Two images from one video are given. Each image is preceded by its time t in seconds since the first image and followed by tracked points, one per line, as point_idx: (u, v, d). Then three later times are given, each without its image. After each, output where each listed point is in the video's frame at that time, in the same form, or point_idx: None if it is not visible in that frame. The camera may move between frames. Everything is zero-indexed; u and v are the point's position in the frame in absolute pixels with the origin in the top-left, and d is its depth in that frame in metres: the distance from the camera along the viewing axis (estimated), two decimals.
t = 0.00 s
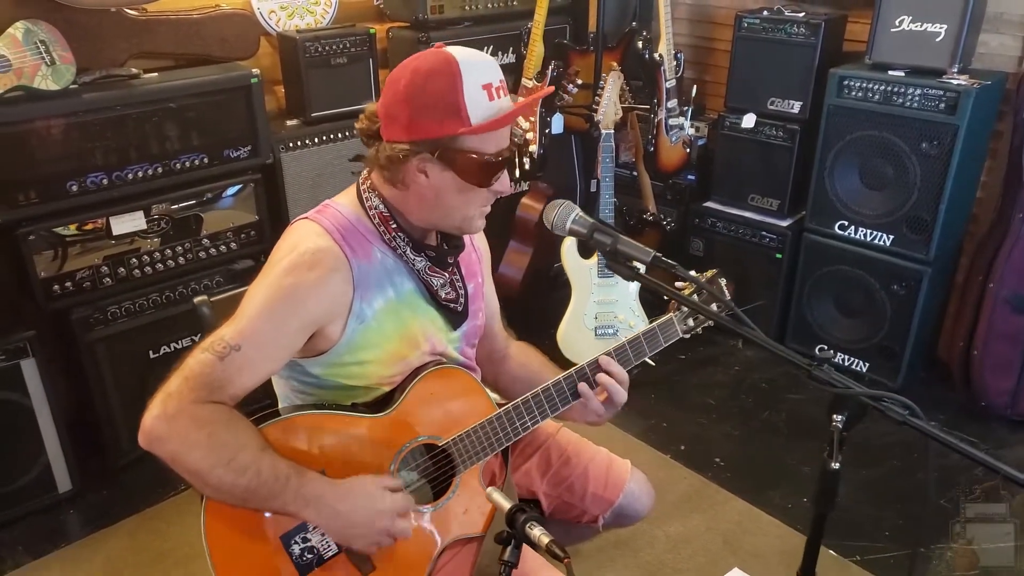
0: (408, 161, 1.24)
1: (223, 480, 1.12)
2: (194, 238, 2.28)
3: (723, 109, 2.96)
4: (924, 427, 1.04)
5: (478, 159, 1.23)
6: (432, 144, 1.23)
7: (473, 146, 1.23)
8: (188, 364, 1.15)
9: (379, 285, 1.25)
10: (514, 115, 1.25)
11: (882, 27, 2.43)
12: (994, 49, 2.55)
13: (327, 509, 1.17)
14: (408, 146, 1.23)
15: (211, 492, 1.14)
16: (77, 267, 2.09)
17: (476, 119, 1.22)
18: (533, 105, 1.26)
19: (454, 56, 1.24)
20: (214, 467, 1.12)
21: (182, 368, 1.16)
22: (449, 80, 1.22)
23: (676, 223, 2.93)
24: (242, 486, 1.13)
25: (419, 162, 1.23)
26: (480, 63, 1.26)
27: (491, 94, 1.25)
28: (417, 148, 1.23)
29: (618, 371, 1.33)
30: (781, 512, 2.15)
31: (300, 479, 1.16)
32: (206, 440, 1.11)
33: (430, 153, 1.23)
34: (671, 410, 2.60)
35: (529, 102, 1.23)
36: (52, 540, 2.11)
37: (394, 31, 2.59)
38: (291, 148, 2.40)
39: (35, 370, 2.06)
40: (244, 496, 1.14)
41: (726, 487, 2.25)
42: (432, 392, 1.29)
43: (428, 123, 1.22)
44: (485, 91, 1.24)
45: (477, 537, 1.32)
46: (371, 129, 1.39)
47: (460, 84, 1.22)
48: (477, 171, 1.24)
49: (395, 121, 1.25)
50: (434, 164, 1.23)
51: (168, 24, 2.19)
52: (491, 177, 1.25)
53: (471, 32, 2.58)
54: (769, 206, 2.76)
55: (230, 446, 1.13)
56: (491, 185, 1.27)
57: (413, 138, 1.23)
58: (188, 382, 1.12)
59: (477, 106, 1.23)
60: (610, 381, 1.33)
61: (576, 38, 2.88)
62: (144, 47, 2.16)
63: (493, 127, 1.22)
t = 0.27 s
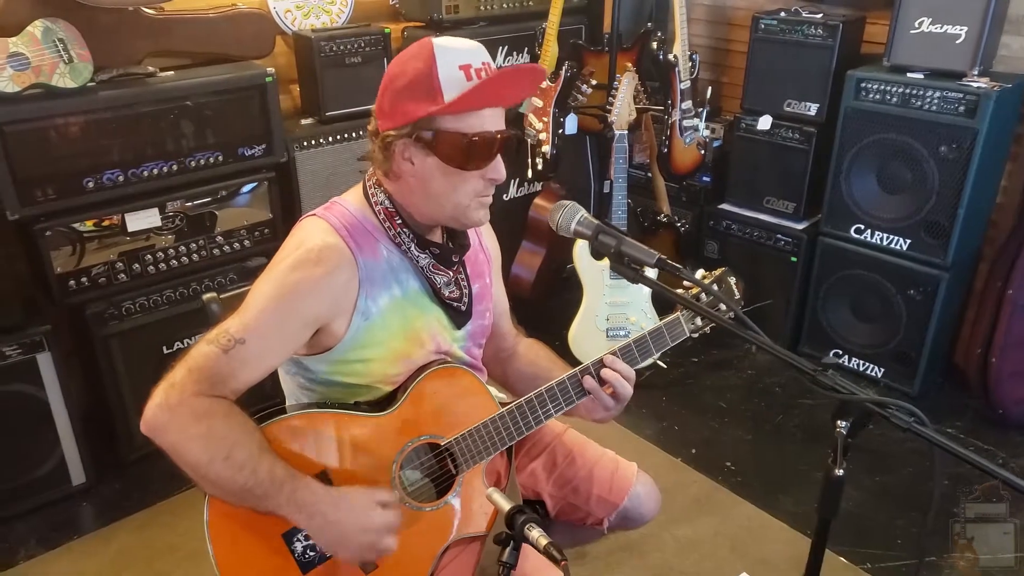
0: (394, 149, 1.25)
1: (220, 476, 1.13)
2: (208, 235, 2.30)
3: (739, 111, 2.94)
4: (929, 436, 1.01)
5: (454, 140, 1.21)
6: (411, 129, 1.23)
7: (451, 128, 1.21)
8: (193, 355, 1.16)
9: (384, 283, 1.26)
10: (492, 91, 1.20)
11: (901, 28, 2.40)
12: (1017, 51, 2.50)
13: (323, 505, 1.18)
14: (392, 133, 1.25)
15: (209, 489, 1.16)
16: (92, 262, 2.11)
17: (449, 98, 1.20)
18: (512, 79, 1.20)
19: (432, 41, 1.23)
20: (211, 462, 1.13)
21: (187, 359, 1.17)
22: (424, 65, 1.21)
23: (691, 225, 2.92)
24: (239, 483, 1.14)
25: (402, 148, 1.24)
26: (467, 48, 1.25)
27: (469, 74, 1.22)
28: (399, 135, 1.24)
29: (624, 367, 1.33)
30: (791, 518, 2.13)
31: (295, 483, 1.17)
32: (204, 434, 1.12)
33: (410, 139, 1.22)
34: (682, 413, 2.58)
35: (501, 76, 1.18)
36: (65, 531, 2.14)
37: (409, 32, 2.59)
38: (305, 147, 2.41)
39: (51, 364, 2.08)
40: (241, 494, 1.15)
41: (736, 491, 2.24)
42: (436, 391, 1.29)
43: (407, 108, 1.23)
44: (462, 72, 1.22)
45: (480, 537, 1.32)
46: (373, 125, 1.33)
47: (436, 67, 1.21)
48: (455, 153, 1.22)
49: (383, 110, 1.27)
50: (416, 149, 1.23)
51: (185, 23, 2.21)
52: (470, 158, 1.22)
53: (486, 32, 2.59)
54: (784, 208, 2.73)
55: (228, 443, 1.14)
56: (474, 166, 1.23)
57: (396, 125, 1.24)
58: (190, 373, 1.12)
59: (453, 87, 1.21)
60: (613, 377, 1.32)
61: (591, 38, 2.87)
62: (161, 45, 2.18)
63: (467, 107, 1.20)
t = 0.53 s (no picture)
0: (401, 149, 1.26)
1: (231, 470, 1.14)
2: (227, 232, 2.32)
3: (758, 112, 2.92)
4: (942, 442, 1.00)
5: (461, 128, 1.23)
6: (415, 125, 1.24)
7: (456, 117, 1.23)
8: (209, 350, 1.17)
9: (398, 279, 1.27)
10: (487, 74, 1.22)
11: (924, 30, 2.37)
12: None
13: (332, 499, 1.19)
14: (397, 133, 1.26)
15: (222, 483, 1.17)
16: (112, 258, 2.14)
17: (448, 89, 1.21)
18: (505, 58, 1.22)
19: (420, 35, 1.24)
20: (221, 456, 1.14)
21: (203, 354, 1.18)
22: (416, 59, 1.22)
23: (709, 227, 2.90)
24: (247, 478, 1.14)
25: (409, 146, 1.25)
26: (454, 34, 1.26)
27: (462, 60, 1.23)
28: (405, 133, 1.25)
29: (635, 369, 1.32)
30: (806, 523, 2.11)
31: (305, 479, 1.18)
32: (217, 426, 1.13)
33: (417, 136, 1.24)
34: (697, 415, 2.57)
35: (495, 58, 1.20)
36: (85, 522, 2.17)
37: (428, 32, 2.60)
38: (323, 146, 2.43)
39: (71, 358, 2.11)
40: (252, 489, 1.16)
41: (750, 495, 2.22)
42: (448, 387, 1.30)
43: (408, 106, 1.24)
44: (456, 60, 1.23)
45: (490, 535, 1.32)
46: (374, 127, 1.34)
47: (429, 60, 1.22)
48: (462, 142, 1.24)
49: (383, 111, 1.28)
50: (424, 145, 1.24)
51: (206, 22, 2.23)
52: (479, 143, 1.25)
53: (504, 33, 2.59)
54: (804, 211, 2.71)
55: (242, 434, 1.14)
56: (482, 151, 1.26)
57: (400, 125, 1.25)
58: (206, 367, 1.14)
59: (450, 77, 1.22)
60: (621, 380, 1.32)
61: (610, 39, 2.86)
62: (183, 45, 2.21)
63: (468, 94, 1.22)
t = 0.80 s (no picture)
0: (400, 146, 1.29)
1: (255, 458, 1.13)
2: (246, 228, 2.34)
3: (779, 113, 2.89)
4: (956, 448, 0.98)
5: (453, 120, 1.25)
6: (410, 122, 1.27)
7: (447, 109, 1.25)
8: (226, 343, 1.17)
9: (413, 274, 1.28)
10: (467, 59, 1.23)
11: (949, 31, 2.34)
12: None
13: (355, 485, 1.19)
14: (395, 132, 1.29)
15: (244, 470, 1.16)
16: (133, 253, 2.17)
17: (431, 82, 1.23)
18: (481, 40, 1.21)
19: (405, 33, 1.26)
20: (247, 443, 1.13)
21: (221, 346, 1.18)
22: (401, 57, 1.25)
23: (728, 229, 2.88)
24: (273, 465, 1.14)
25: (408, 143, 1.28)
26: (440, 26, 1.27)
27: (444, 49, 1.24)
28: (402, 131, 1.29)
29: (644, 367, 1.33)
30: (821, 528, 2.09)
31: (331, 462, 1.18)
32: (241, 416, 1.13)
33: (412, 132, 1.27)
34: (713, 418, 2.56)
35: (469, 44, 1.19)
36: (104, 512, 2.20)
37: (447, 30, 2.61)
38: (341, 144, 2.45)
39: (93, 349, 2.14)
40: (276, 475, 1.15)
41: (766, 498, 2.20)
42: (459, 382, 1.30)
43: (401, 104, 1.27)
44: (439, 51, 1.24)
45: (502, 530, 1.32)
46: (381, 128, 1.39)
47: (414, 57, 1.24)
48: (454, 132, 1.26)
49: (382, 111, 1.32)
50: (420, 140, 1.27)
51: (228, 20, 2.25)
52: (473, 131, 1.26)
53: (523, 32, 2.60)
54: (824, 213, 2.68)
55: (265, 423, 1.14)
56: (477, 138, 1.27)
57: (397, 123, 1.29)
58: (226, 359, 1.14)
59: (435, 71, 1.24)
60: (628, 380, 1.33)
61: (630, 39, 2.85)
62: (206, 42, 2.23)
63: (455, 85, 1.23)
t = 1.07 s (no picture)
0: (411, 144, 1.32)
1: (263, 438, 1.16)
2: (267, 225, 2.37)
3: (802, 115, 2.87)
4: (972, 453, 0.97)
5: (458, 115, 1.27)
6: (418, 119, 1.29)
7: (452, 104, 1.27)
8: (240, 333, 1.21)
9: (423, 272, 1.29)
10: (470, 51, 1.24)
11: (977, 33, 2.30)
12: None
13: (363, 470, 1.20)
14: (406, 130, 1.32)
15: (254, 453, 1.19)
16: (156, 247, 2.21)
17: (435, 77, 1.25)
18: (481, 31, 1.23)
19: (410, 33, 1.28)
20: (255, 425, 1.16)
21: (235, 335, 1.22)
22: (405, 56, 1.27)
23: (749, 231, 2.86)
24: (280, 446, 1.16)
25: (418, 140, 1.31)
26: (443, 24, 1.29)
27: (447, 44, 1.26)
28: (412, 129, 1.31)
29: (659, 367, 1.33)
30: (838, 533, 2.07)
31: (337, 454, 1.20)
32: (248, 401, 1.16)
33: (421, 129, 1.30)
34: (730, 420, 2.54)
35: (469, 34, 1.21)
36: (125, 501, 2.24)
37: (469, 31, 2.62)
38: (363, 143, 2.47)
39: (116, 342, 2.17)
40: (282, 456, 1.17)
41: (783, 502, 2.19)
42: (466, 380, 1.31)
43: (409, 102, 1.29)
44: (442, 47, 1.26)
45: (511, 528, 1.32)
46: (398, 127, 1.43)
47: (418, 56, 1.26)
48: (460, 125, 1.27)
49: (394, 110, 1.35)
50: (429, 137, 1.29)
51: (253, 19, 2.28)
52: (479, 124, 1.28)
53: (544, 32, 2.61)
54: (846, 216, 2.66)
55: (270, 406, 1.17)
56: (484, 130, 1.28)
57: (407, 122, 1.31)
58: (237, 348, 1.17)
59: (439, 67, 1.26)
60: (642, 381, 1.33)
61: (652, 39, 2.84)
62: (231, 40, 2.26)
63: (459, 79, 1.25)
